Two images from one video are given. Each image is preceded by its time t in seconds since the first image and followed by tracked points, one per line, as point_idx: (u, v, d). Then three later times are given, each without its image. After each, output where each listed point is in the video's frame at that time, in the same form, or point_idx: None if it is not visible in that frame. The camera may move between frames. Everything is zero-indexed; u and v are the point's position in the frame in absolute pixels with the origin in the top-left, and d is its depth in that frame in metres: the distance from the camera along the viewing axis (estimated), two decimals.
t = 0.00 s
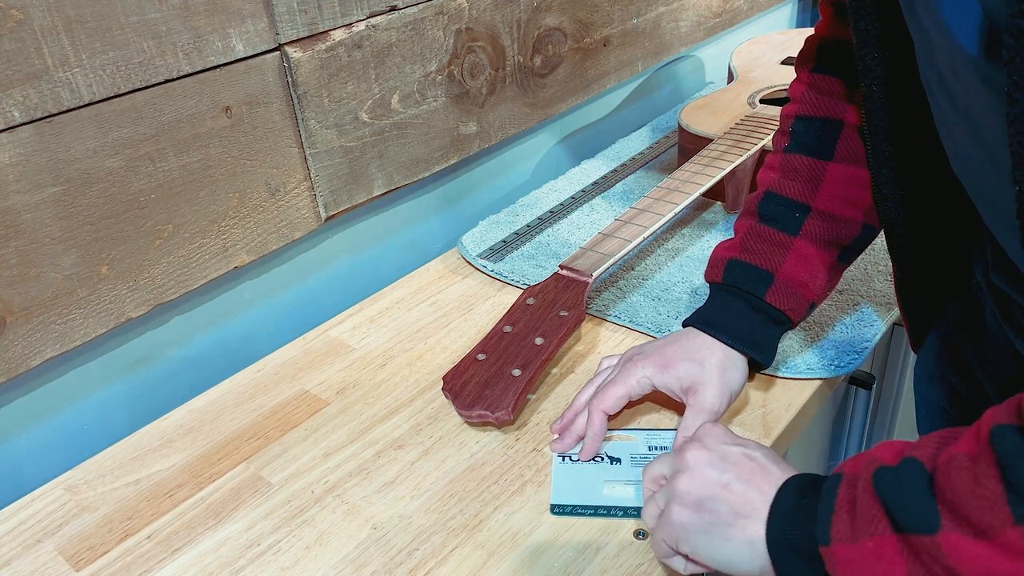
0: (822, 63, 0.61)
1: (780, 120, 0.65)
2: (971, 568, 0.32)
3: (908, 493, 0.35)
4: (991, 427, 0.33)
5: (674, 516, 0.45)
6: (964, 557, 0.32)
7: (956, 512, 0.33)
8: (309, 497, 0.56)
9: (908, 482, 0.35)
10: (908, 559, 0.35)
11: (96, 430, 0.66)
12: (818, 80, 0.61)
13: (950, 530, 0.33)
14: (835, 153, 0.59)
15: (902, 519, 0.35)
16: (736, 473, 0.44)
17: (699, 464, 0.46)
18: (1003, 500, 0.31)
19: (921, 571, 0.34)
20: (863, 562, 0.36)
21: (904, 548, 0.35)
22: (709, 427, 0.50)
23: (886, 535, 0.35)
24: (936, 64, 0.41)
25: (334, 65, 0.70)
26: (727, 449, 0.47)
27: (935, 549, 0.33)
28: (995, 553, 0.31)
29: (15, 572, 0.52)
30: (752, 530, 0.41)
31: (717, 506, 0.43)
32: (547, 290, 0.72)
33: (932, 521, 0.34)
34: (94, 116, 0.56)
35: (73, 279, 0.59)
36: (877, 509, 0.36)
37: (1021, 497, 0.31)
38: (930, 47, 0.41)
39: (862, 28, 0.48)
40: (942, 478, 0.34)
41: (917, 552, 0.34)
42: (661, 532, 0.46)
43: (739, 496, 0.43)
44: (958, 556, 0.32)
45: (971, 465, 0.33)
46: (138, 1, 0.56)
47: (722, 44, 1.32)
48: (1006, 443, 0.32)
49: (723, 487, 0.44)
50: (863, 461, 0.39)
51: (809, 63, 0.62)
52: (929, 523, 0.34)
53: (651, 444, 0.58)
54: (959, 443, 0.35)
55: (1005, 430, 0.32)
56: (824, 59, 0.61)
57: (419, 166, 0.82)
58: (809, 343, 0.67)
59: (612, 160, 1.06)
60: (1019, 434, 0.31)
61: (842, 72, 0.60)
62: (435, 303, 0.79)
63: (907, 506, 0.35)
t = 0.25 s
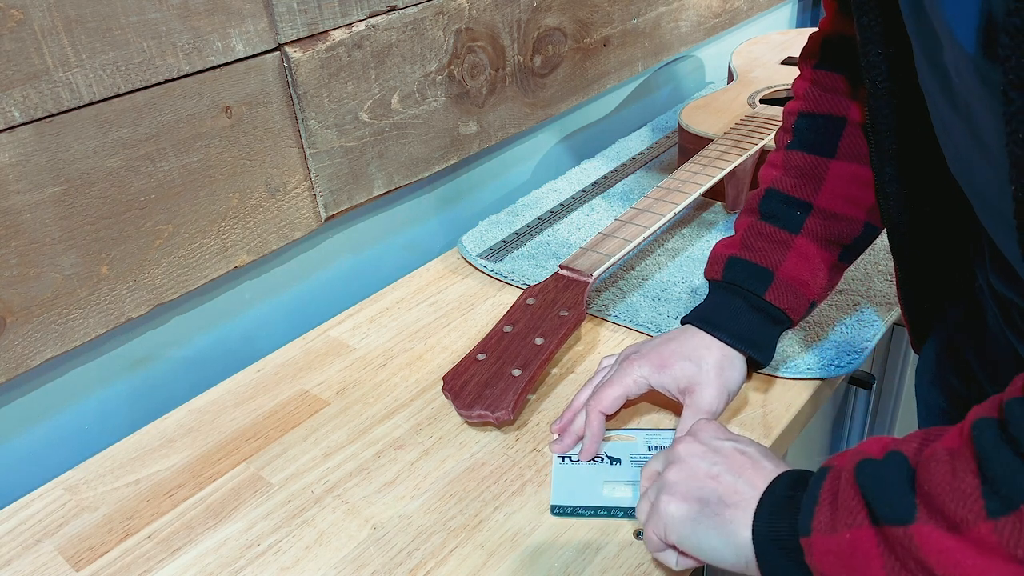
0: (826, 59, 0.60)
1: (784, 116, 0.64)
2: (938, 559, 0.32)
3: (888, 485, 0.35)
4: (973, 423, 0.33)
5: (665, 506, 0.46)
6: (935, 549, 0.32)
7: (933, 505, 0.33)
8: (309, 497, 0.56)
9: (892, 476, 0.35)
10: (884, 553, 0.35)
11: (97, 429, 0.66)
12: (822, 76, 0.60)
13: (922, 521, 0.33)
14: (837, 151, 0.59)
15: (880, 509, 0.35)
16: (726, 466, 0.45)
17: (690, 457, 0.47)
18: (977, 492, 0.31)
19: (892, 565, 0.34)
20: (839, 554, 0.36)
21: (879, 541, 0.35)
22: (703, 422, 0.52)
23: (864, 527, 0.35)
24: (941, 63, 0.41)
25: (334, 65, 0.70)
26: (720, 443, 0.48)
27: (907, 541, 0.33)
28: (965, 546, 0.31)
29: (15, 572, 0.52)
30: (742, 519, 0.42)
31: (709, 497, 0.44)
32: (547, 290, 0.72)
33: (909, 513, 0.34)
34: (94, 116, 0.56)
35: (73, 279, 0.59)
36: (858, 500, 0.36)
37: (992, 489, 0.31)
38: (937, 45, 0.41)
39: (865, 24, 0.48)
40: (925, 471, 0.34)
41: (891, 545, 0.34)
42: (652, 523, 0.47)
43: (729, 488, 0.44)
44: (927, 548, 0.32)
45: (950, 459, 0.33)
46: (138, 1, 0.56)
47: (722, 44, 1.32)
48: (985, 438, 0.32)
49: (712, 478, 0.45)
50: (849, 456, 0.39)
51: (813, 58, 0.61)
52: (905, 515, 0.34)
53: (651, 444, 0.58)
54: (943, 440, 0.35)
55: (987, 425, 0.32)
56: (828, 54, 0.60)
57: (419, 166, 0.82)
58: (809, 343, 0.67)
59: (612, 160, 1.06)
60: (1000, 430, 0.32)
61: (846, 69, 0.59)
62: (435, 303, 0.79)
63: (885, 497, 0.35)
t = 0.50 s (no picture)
0: (828, 57, 0.60)
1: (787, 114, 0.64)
2: None
3: (877, 508, 0.33)
4: (970, 443, 0.31)
5: (637, 537, 0.43)
6: None
7: (929, 531, 0.31)
8: (309, 497, 0.56)
9: (882, 499, 0.33)
10: None
11: (97, 429, 0.66)
12: (824, 75, 0.60)
13: (920, 550, 0.31)
14: (838, 151, 0.59)
15: (871, 536, 0.32)
16: (702, 489, 0.42)
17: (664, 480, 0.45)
18: (976, 519, 0.29)
19: None
20: None
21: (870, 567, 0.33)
22: (679, 444, 0.49)
23: (854, 555, 0.33)
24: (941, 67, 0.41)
25: (334, 65, 0.70)
26: (695, 465, 0.45)
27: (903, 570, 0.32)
28: None
29: (15, 572, 0.52)
30: (718, 551, 0.38)
31: (682, 526, 0.41)
32: (547, 290, 0.72)
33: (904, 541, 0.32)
34: (94, 116, 0.56)
35: (73, 279, 0.59)
36: (846, 526, 0.33)
37: (994, 515, 0.29)
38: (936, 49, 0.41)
39: (868, 23, 0.47)
40: (917, 494, 0.32)
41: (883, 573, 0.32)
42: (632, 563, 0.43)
43: (707, 517, 0.40)
44: None
45: (945, 480, 0.31)
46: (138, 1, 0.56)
47: (722, 44, 1.32)
48: (984, 460, 0.30)
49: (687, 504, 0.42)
50: (834, 475, 0.37)
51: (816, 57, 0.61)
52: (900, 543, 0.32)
53: (651, 444, 0.58)
54: (934, 458, 0.33)
55: (984, 445, 0.30)
56: (831, 53, 0.60)
57: (419, 166, 0.82)
58: (809, 343, 0.67)
59: (612, 160, 1.06)
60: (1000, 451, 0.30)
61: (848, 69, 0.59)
62: (435, 303, 0.79)
63: (877, 523, 0.32)
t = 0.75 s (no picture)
0: (831, 58, 0.60)
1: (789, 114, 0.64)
2: None
3: (795, 493, 0.32)
4: (886, 427, 0.30)
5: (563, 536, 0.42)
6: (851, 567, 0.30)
7: (842, 515, 0.30)
8: (309, 497, 0.56)
9: (796, 483, 0.32)
10: (789, 565, 0.32)
11: (97, 429, 0.66)
12: (826, 76, 0.60)
13: (835, 535, 0.30)
14: (840, 151, 0.59)
15: (785, 523, 0.32)
16: (611, 477, 0.42)
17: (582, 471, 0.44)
18: (892, 506, 0.29)
19: None
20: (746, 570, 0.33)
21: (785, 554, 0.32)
22: (592, 430, 0.48)
23: (768, 542, 0.32)
24: (935, 72, 0.42)
25: (334, 65, 0.70)
26: (605, 450, 0.44)
27: (820, 559, 0.31)
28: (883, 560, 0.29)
29: (15, 572, 0.52)
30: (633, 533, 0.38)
31: (598, 521, 0.40)
32: (547, 290, 0.72)
33: (818, 528, 0.31)
34: (94, 116, 0.56)
35: (73, 279, 0.59)
36: (760, 512, 0.33)
37: (912, 503, 0.28)
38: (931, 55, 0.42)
39: (869, 26, 0.48)
40: (830, 476, 0.31)
41: (798, 558, 0.32)
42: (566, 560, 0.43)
43: (613, 506, 0.40)
44: (844, 566, 0.30)
45: (859, 465, 0.30)
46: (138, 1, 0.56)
47: (722, 44, 1.32)
48: (900, 446, 0.29)
49: (599, 496, 0.41)
50: (746, 458, 0.36)
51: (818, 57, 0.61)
52: (813, 528, 0.31)
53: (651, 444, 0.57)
54: (849, 439, 0.32)
55: (903, 431, 0.29)
56: (834, 53, 0.60)
57: (419, 166, 0.82)
58: (809, 343, 0.67)
59: (612, 160, 1.06)
60: (919, 438, 0.29)
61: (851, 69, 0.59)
62: (435, 303, 0.79)
63: (791, 509, 0.32)
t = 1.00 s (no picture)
0: (832, 58, 0.60)
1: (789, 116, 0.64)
2: None
3: (758, 499, 0.34)
4: (839, 431, 0.33)
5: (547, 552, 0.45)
6: (808, 566, 0.32)
7: (800, 517, 0.32)
8: (309, 497, 0.56)
9: (756, 487, 0.35)
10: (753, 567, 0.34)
11: (96, 429, 0.66)
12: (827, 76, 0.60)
13: (794, 537, 0.32)
14: (841, 152, 0.59)
15: (747, 527, 0.34)
16: (588, 492, 0.45)
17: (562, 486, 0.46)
18: (845, 506, 0.31)
19: None
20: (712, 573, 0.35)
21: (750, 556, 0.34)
22: (571, 444, 0.51)
23: (733, 546, 0.34)
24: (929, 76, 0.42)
25: (334, 65, 0.70)
26: (583, 466, 0.47)
27: (781, 559, 0.33)
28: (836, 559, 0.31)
29: (15, 572, 0.52)
30: (607, 547, 0.42)
31: (576, 535, 0.44)
32: (547, 290, 0.72)
33: (778, 531, 0.33)
34: (94, 116, 0.56)
35: (73, 279, 0.59)
36: (726, 518, 0.35)
37: (863, 502, 0.30)
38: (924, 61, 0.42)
39: (869, 28, 0.48)
40: (789, 480, 0.33)
41: (761, 560, 0.34)
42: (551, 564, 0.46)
43: (591, 519, 0.43)
44: (802, 565, 0.32)
45: (815, 467, 0.32)
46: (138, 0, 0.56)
47: (722, 44, 1.32)
48: (853, 449, 0.31)
49: (577, 510, 0.44)
50: (712, 465, 0.38)
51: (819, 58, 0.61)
52: (773, 531, 0.33)
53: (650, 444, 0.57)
54: (806, 445, 0.34)
55: (857, 436, 0.32)
56: (835, 54, 0.59)
57: (419, 166, 0.82)
58: (809, 343, 0.67)
59: (612, 160, 1.06)
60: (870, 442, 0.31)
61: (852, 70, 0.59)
62: (435, 303, 0.79)
63: (754, 513, 0.34)
